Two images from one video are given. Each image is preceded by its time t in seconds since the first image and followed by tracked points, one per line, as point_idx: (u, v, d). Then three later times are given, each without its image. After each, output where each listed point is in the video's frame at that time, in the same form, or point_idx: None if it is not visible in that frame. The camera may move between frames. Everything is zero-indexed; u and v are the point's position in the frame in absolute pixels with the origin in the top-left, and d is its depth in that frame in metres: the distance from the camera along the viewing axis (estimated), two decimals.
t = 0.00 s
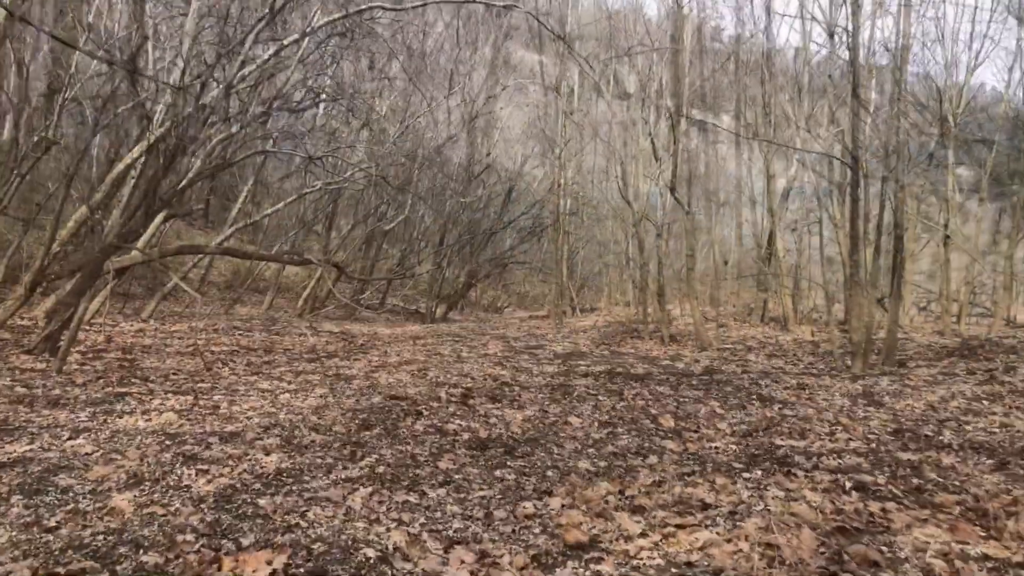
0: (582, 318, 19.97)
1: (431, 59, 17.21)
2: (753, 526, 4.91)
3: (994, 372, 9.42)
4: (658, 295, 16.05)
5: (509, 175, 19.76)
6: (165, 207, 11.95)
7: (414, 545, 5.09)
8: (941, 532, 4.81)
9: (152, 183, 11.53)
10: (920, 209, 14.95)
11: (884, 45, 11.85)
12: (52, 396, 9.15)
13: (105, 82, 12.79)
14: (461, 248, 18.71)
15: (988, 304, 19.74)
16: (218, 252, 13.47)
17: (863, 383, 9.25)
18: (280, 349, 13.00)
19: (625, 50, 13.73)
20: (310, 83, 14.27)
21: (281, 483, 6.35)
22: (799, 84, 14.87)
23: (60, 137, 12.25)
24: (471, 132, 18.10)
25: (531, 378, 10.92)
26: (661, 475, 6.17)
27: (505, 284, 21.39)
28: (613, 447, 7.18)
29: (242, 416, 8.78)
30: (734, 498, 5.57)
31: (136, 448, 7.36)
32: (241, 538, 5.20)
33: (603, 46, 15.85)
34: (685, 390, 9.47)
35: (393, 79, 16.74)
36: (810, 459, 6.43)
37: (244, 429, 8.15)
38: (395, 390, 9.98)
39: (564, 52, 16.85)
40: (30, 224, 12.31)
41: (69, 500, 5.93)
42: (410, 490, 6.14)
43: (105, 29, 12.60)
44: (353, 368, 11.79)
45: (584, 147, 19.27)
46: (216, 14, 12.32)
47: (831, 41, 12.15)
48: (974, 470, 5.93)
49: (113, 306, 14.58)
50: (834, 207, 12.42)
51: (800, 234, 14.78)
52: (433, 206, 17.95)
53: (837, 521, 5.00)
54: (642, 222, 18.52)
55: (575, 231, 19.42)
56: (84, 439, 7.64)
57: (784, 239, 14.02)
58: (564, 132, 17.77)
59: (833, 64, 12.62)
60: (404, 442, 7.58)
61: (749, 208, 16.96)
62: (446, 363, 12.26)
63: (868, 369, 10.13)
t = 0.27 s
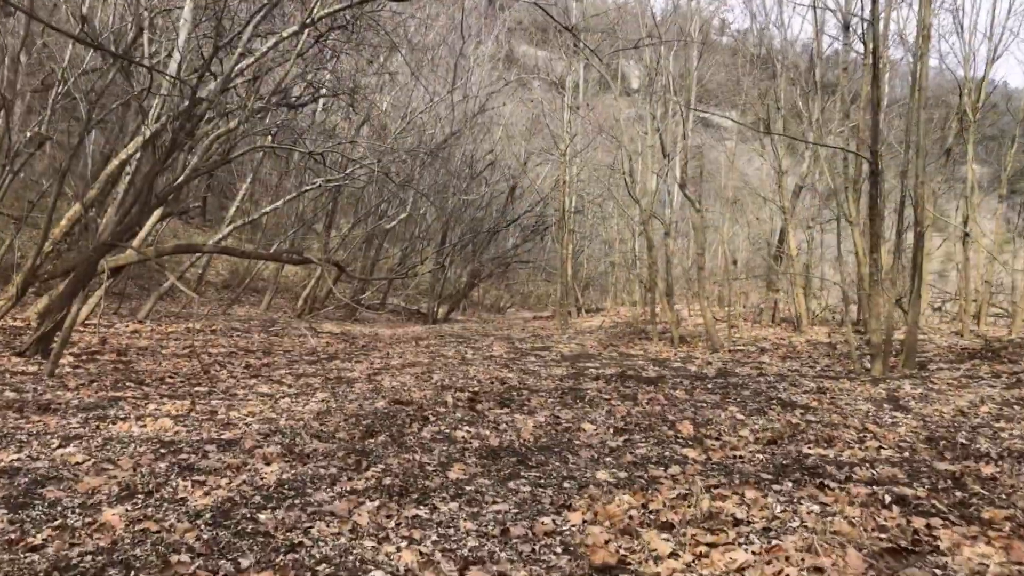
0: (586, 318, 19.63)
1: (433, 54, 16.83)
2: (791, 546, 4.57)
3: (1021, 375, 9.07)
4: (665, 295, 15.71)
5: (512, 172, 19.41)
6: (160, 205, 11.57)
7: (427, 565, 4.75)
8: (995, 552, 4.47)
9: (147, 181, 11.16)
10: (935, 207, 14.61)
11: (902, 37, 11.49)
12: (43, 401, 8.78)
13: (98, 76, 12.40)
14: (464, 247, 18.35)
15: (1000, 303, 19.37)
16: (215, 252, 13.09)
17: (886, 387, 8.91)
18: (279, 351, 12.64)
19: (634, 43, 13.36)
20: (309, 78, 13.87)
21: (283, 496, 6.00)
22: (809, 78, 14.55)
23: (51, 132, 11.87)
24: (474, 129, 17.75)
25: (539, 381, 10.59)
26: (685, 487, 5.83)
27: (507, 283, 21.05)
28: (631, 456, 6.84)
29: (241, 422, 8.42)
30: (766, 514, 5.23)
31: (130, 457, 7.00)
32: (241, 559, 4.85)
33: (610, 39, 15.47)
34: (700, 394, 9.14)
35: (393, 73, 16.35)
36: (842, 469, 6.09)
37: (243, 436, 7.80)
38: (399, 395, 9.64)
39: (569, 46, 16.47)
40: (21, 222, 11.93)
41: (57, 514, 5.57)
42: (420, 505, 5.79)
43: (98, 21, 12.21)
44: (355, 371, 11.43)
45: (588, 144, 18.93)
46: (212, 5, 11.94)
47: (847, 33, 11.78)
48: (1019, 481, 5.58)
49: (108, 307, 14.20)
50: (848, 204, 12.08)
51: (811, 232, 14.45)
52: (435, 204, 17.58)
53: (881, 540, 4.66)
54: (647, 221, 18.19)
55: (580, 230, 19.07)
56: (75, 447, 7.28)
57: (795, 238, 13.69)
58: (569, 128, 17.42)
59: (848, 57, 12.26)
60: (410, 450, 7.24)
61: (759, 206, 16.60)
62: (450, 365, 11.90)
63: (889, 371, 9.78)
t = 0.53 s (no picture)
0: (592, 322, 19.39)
1: (439, 54, 16.59)
2: (831, 567, 4.31)
3: None
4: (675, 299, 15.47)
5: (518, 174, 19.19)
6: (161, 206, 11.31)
7: None
8: None
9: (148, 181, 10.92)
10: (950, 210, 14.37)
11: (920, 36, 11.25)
12: (40, 406, 8.52)
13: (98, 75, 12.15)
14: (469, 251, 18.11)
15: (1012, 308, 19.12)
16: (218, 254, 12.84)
17: (908, 394, 8.66)
18: (283, 355, 12.39)
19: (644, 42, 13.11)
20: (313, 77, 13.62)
21: (291, 509, 5.75)
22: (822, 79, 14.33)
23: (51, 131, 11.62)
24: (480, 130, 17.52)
25: (550, 388, 10.34)
26: (711, 501, 5.58)
27: (512, 287, 20.81)
28: (650, 467, 6.59)
29: (245, 429, 8.17)
30: (799, 531, 4.97)
31: (130, 467, 6.74)
32: None
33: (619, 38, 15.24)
34: (716, 402, 8.89)
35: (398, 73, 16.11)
36: (873, 482, 5.84)
37: (247, 444, 7.55)
38: (407, 401, 9.40)
39: (576, 46, 16.23)
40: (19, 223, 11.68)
41: (54, 527, 5.32)
42: (434, 519, 5.54)
43: (99, 18, 11.96)
44: (361, 376, 11.17)
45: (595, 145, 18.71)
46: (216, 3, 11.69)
47: (863, 32, 11.54)
48: None
49: (108, 310, 13.95)
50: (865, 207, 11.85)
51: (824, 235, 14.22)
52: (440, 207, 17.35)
53: (925, 560, 4.41)
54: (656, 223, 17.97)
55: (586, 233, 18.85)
56: (73, 455, 7.03)
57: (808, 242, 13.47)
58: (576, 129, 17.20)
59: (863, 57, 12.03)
60: (421, 460, 6.99)
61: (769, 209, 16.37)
62: (457, 371, 11.64)
63: (909, 378, 9.53)
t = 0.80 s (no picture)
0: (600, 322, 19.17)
1: (447, 49, 16.37)
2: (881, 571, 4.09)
3: None
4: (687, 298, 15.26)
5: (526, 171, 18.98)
6: (167, 199, 11.09)
7: None
8: None
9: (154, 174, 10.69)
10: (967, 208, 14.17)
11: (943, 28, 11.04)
12: (44, 402, 8.30)
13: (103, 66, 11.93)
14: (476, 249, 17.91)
15: None
16: (224, 249, 12.61)
17: (934, 394, 8.44)
18: (290, 353, 12.16)
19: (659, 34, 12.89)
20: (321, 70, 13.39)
21: (306, 507, 5.52)
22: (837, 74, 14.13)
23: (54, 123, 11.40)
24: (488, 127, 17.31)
25: (564, 386, 10.12)
26: (745, 501, 5.35)
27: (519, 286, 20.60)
28: (676, 466, 6.37)
29: (254, 426, 7.94)
30: (842, 532, 4.74)
31: (137, 463, 6.52)
32: None
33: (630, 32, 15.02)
34: (737, 401, 8.67)
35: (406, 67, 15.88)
36: (912, 482, 5.61)
37: (257, 441, 7.33)
38: (418, 398, 9.17)
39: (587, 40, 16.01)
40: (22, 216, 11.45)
41: (60, 525, 5.09)
42: (456, 518, 5.31)
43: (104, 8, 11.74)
44: (370, 374, 10.95)
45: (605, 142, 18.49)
46: None
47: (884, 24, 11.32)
48: None
49: (111, 306, 13.73)
50: (885, 203, 11.64)
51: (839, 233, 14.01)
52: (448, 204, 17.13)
53: (979, 563, 4.18)
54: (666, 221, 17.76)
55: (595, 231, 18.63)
56: (78, 451, 6.80)
57: (824, 240, 13.27)
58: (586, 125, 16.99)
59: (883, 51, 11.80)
60: (438, 458, 6.77)
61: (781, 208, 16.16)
62: (468, 368, 11.42)
63: (933, 378, 9.32)
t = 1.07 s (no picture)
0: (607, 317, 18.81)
1: (454, 35, 15.89)
2: None
3: None
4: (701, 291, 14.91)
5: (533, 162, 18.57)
6: (166, 185, 10.62)
7: None
8: None
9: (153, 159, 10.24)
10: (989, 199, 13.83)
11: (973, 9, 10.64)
12: (40, 396, 7.88)
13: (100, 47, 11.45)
14: (481, 242, 17.52)
15: None
16: (225, 239, 12.16)
17: (972, 390, 8.11)
18: (294, 347, 11.74)
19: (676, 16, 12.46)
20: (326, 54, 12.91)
21: (326, 509, 5.13)
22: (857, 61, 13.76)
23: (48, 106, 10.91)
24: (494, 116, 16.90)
25: (582, 382, 9.75)
26: (797, 504, 5.00)
27: (523, 281, 20.21)
28: (716, 466, 6.00)
29: (262, 423, 7.54)
30: (912, 539, 4.38)
31: (141, 462, 6.11)
32: None
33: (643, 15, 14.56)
34: (767, 397, 8.32)
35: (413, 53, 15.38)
36: (975, 483, 5.25)
37: (267, 439, 6.93)
38: (432, 394, 8.77)
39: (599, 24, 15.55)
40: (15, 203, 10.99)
41: (60, 529, 4.68)
42: (488, 522, 4.93)
43: None
44: (379, 368, 10.55)
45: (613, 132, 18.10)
46: None
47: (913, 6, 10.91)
48: None
49: (107, 298, 13.28)
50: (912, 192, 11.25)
51: (858, 225, 13.67)
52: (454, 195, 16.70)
53: None
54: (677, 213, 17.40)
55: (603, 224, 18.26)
56: (77, 449, 6.39)
57: (844, 232, 12.94)
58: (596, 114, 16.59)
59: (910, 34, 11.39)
60: (461, 456, 6.37)
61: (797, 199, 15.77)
62: (480, 363, 11.03)
63: (966, 374, 8.99)
